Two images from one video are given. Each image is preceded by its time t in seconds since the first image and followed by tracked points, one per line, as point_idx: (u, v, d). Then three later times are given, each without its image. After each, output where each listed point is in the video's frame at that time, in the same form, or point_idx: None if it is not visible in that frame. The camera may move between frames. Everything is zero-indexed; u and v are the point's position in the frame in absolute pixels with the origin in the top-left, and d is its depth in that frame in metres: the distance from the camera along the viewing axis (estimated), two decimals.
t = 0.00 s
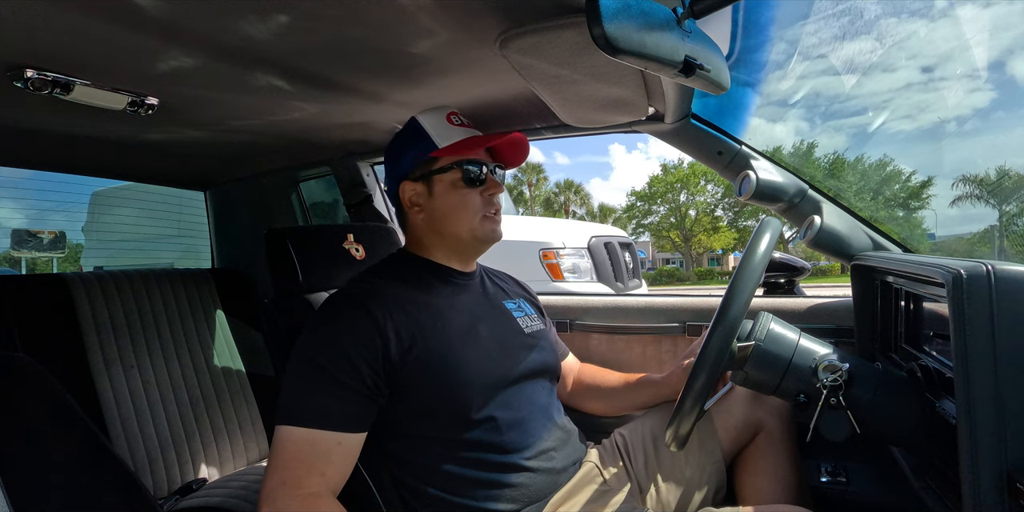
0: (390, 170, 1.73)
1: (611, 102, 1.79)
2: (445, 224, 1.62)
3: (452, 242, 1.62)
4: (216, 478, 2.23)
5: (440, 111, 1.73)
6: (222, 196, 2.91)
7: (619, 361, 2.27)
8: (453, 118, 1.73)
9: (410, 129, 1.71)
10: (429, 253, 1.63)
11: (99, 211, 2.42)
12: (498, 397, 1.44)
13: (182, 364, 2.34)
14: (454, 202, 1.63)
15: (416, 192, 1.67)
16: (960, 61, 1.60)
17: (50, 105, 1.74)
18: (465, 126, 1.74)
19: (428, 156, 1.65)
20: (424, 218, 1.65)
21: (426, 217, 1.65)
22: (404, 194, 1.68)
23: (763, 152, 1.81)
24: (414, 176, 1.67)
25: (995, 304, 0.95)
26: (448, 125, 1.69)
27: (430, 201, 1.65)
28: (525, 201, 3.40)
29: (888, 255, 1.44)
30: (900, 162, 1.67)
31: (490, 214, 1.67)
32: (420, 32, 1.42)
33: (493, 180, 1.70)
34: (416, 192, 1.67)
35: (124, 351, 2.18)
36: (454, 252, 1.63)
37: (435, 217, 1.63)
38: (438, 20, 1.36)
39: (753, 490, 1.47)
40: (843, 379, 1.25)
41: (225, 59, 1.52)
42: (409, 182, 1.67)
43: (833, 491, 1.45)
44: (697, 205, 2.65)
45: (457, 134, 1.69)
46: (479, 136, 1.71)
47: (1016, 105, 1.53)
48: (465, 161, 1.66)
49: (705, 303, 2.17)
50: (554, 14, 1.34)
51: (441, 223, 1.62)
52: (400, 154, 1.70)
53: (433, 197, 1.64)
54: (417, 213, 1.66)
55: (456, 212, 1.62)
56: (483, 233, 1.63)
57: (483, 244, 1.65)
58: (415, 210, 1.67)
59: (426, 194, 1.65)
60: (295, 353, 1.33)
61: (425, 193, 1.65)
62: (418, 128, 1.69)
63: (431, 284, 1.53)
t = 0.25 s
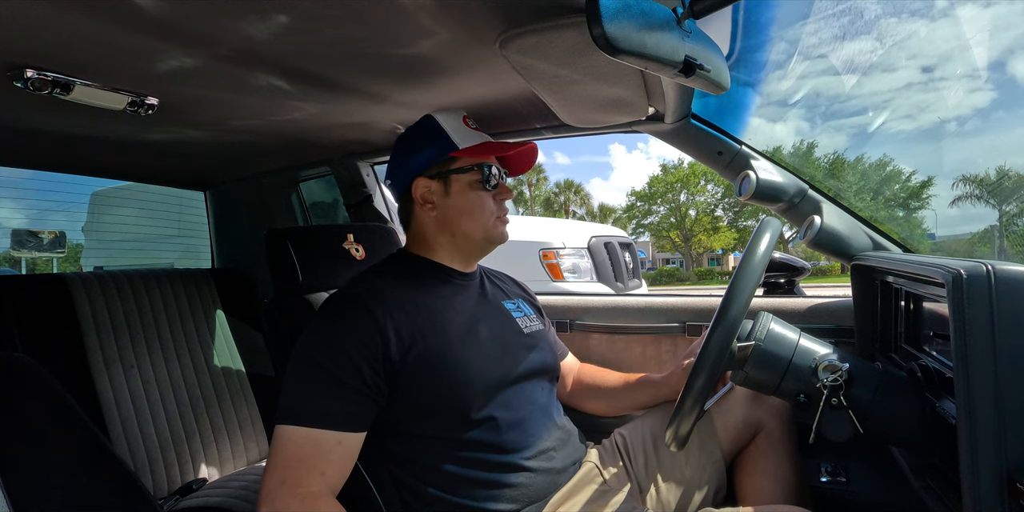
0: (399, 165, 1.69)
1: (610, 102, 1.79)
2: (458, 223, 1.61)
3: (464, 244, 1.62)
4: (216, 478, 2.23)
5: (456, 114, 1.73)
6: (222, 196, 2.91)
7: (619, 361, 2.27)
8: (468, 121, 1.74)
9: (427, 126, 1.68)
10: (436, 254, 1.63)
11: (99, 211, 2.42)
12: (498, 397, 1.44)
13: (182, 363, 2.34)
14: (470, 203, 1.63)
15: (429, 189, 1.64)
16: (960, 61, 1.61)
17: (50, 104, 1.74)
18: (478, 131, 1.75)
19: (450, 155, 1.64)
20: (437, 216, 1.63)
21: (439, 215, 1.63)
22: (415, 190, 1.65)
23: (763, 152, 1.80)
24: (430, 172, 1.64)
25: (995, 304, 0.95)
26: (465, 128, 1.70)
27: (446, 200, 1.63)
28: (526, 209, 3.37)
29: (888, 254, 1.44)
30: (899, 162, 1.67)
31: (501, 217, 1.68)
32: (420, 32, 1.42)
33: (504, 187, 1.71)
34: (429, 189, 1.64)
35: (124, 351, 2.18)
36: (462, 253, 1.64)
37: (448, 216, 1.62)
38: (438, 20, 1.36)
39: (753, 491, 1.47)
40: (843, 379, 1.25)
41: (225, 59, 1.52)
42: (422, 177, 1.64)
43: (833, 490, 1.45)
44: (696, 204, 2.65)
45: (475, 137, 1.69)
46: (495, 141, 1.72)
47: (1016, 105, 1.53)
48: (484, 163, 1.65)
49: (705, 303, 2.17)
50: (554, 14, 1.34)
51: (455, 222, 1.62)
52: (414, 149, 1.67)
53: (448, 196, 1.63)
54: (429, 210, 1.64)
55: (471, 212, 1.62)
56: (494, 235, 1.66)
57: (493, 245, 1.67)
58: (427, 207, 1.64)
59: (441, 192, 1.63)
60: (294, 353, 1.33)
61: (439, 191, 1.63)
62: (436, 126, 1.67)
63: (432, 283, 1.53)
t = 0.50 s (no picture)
0: (405, 163, 1.69)
1: (610, 102, 1.79)
2: (463, 224, 1.62)
3: (467, 245, 1.62)
4: (216, 478, 2.23)
5: (465, 116, 1.72)
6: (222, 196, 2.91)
7: (619, 361, 2.27)
8: (477, 123, 1.73)
9: (435, 125, 1.68)
10: (437, 254, 1.62)
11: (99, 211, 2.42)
12: (498, 397, 1.44)
13: (182, 363, 2.34)
14: (476, 205, 1.63)
15: (435, 188, 1.64)
16: (960, 61, 1.60)
17: (50, 104, 1.74)
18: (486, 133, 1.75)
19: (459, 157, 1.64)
20: (442, 216, 1.63)
21: (445, 215, 1.63)
22: (421, 189, 1.64)
23: (763, 152, 1.82)
24: (438, 172, 1.64)
25: (995, 304, 0.95)
26: (474, 130, 1.69)
27: (453, 200, 1.63)
28: (531, 206, 3.27)
29: (888, 254, 1.44)
30: (899, 162, 1.67)
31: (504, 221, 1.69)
32: (420, 32, 1.42)
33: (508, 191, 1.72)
34: (436, 188, 1.64)
35: (124, 350, 2.18)
36: (465, 254, 1.64)
37: (453, 216, 1.62)
38: (438, 20, 1.36)
39: (753, 490, 1.47)
40: (843, 378, 1.25)
41: (225, 59, 1.52)
42: (430, 176, 1.64)
43: (833, 491, 1.45)
44: (696, 205, 2.65)
45: (484, 139, 1.69)
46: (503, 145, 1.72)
47: (1017, 105, 1.53)
48: (491, 167, 1.66)
49: (705, 303, 2.17)
50: (554, 14, 1.34)
51: (460, 223, 1.62)
52: (422, 147, 1.67)
53: (455, 196, 1.63)
54: (434, 209, 1.64)
55: (477, 214, 1.63)
56: (496, 238, 1.66)
57: (494, 248, 1.68)
58: (433, 206, 1.64)
59: (447, 192, 1.63)
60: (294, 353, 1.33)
61: (445, 190, 1.63)
62: (446, 126, 1.66)
63: (432, 283, 1.53)
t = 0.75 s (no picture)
0: (413, 161, 1.69)
1: (610, 102, 1.78)
2: (466, 225, 1.62)
3: (469, 246, 1.62)
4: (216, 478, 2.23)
5: (474, 120, 1.74)
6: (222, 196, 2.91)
7: (619, 361, 2.27)
8: (484, 128, 1.75)
9: (445, 126, 1.69)
10: (439, 254, 1.62)
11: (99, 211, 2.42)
12: (498, 397, 1.44)
13: (182, 363, 2.34)
14: (482, 207, 1.63)
15: (442, 187, 1.64)
16: (960, 61, 1.60)
17: (50, 104, 1.74)
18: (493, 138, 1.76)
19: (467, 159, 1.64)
20: (448, 215, 1.63)
21: (450, 215, 1.63)
22: (428, 187, 1.64)
23: (763, 152, 1.82)
24: (446, 171, 1.64)
25: (995, 304, 0.95)
26: (482, 133, 1.71)
27: (460, 200, 1.63)
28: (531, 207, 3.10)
29: (888, 254, 1.43)
30: (899, 162, 1.67)
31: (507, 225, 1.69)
32: (420, 32, 1.42)
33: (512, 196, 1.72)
34: (442, 188, 1.64)
35: (124, 350, 2.18)
36: (466, 255, 1.64)
37: (458, 216, 1.62)
38: (438, 20, 1.36)
39: (753, 491, 1.47)
40: (843, 379, 1.25)
41: (225, 59, 1.52)
42: (437, 175, 1.64)
43: (833, 490, 1.45)
44: (696, 205, 2.65)
45: (492, 142, 1.70)
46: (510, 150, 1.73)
47: (1017, 105, 1.53)
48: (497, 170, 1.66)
49: (706, 304, 2.17)
50: (554, 14, 1.34)
51: (464, 223, 1.62)
52: (430, 147, 1.67)
53: (461, 196, 1.63)
54: (439, 208, 1.63)
55: (482, 216, 1.62)
56: (497, 242, 1.66)
57: (496, 251, 1.68)
58: (438, 206, 1.63)
59: (454, 191, 1.63)
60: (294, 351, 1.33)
61: (452, 190, 1.63)
62: (455, 128, 1.68)
63: (432, 283, 1.53)
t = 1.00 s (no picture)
0: (418, 159, 1.68)
1: (611, 102, 1.79)
2: (468, 225, 1.62)
3: (470, 245, 1.63)
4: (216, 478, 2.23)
5: (481, 122, 1.73)
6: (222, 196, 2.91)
7: (619, 361, 2.27)
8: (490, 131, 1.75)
9: (450, 126, 1.68)
10: (440, 253, 1.62)
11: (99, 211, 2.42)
12: (498, 397, 1.44)
13: (182, 363, 2.34)
14: (485, 207, 1.63)
15: (447, 187, 1.63)
16: (960, 61, 1.60)
17: (50, 104, 1.74)
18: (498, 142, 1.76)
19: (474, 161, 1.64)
20: (451, 214, 1.63)
21: (454, 213, 1.63)
22: (433, 185, 1.64)
23: (763, 152, 1.82)
24: (452, 171, 1.63)
25: (995, 304, 0.95)
26: (489, 136, 1.70)
27: (465, 200, 1.63)
28: (531, 207, 3.09)
29: (888, 254, 1.43)
30: (899, 162, 1.67)
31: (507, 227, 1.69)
32: (421, 33, 1.42)
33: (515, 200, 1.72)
34: (448, 186, 1.63)
35: (124, 350, 2.18)
36: (467, 255, 1.64)
37: (462, 215, 1.62)
38: (438, 20, 1.36)
39: (753, 491, 1.47)
40: (843, 378, 1.25)
41: (225, 59, 1.52)
42: (443, 174, 1.63)
43: (833, 490, 1.45)
44: (696, 205, 2.65)
45: (498, 145, 1.69)
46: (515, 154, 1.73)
47: (1017, 105, 1.52)
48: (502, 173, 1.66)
49: (706, 304, 2.17)
50: (555, 14, 1.34)
51: (467, 223, 1.62)
52: (436, 146, 1.67)
53: (466, 196, 1.63)
54: (444, 207, 1.63)
55: (485, 216, 1.63)
56: (497, 244, 1.66)
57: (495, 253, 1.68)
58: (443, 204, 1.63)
59: (459, 191, 1.63)
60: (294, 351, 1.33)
61: (458, 190, 1.63)
62: (462, 129, 1.67)
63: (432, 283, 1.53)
